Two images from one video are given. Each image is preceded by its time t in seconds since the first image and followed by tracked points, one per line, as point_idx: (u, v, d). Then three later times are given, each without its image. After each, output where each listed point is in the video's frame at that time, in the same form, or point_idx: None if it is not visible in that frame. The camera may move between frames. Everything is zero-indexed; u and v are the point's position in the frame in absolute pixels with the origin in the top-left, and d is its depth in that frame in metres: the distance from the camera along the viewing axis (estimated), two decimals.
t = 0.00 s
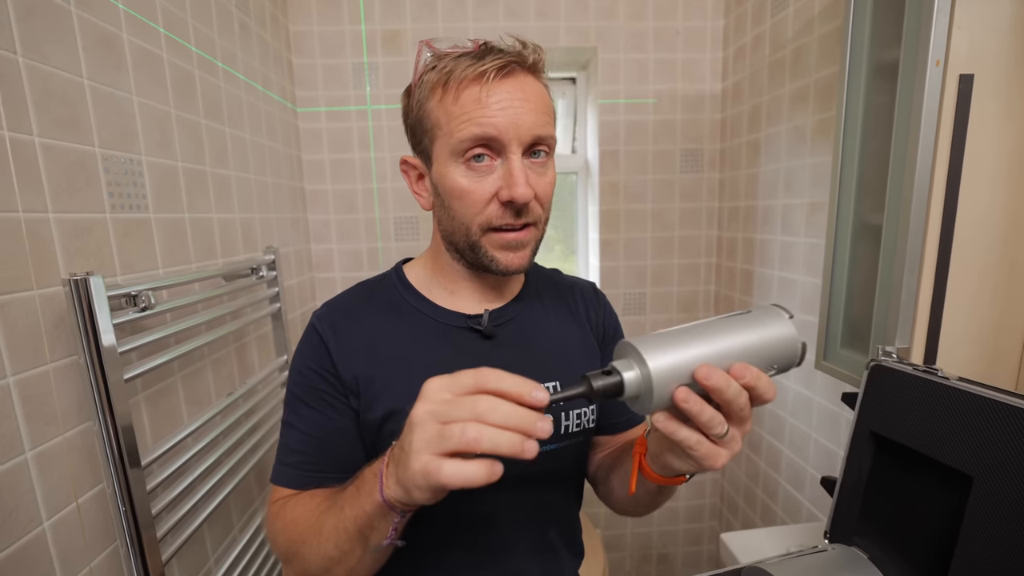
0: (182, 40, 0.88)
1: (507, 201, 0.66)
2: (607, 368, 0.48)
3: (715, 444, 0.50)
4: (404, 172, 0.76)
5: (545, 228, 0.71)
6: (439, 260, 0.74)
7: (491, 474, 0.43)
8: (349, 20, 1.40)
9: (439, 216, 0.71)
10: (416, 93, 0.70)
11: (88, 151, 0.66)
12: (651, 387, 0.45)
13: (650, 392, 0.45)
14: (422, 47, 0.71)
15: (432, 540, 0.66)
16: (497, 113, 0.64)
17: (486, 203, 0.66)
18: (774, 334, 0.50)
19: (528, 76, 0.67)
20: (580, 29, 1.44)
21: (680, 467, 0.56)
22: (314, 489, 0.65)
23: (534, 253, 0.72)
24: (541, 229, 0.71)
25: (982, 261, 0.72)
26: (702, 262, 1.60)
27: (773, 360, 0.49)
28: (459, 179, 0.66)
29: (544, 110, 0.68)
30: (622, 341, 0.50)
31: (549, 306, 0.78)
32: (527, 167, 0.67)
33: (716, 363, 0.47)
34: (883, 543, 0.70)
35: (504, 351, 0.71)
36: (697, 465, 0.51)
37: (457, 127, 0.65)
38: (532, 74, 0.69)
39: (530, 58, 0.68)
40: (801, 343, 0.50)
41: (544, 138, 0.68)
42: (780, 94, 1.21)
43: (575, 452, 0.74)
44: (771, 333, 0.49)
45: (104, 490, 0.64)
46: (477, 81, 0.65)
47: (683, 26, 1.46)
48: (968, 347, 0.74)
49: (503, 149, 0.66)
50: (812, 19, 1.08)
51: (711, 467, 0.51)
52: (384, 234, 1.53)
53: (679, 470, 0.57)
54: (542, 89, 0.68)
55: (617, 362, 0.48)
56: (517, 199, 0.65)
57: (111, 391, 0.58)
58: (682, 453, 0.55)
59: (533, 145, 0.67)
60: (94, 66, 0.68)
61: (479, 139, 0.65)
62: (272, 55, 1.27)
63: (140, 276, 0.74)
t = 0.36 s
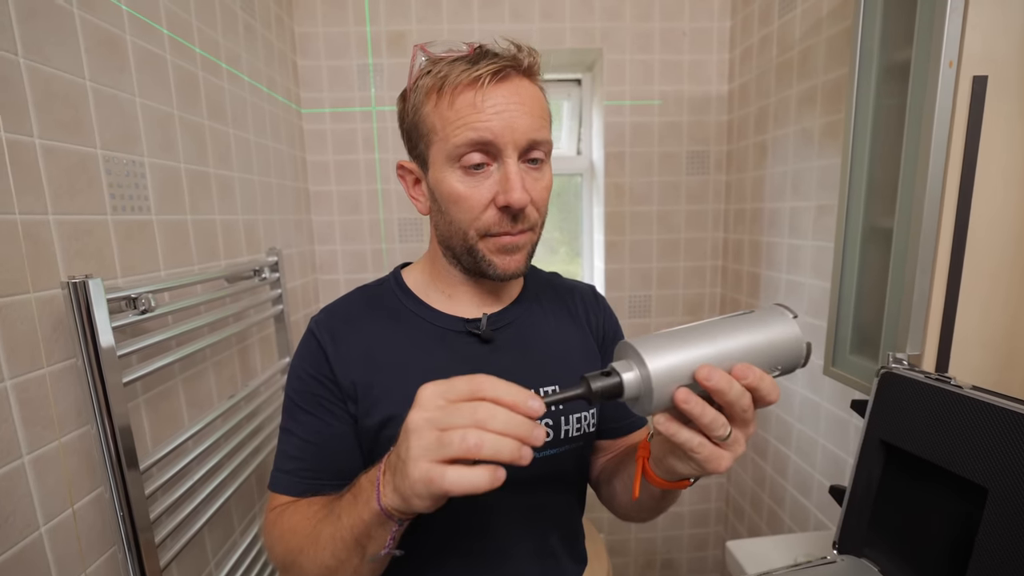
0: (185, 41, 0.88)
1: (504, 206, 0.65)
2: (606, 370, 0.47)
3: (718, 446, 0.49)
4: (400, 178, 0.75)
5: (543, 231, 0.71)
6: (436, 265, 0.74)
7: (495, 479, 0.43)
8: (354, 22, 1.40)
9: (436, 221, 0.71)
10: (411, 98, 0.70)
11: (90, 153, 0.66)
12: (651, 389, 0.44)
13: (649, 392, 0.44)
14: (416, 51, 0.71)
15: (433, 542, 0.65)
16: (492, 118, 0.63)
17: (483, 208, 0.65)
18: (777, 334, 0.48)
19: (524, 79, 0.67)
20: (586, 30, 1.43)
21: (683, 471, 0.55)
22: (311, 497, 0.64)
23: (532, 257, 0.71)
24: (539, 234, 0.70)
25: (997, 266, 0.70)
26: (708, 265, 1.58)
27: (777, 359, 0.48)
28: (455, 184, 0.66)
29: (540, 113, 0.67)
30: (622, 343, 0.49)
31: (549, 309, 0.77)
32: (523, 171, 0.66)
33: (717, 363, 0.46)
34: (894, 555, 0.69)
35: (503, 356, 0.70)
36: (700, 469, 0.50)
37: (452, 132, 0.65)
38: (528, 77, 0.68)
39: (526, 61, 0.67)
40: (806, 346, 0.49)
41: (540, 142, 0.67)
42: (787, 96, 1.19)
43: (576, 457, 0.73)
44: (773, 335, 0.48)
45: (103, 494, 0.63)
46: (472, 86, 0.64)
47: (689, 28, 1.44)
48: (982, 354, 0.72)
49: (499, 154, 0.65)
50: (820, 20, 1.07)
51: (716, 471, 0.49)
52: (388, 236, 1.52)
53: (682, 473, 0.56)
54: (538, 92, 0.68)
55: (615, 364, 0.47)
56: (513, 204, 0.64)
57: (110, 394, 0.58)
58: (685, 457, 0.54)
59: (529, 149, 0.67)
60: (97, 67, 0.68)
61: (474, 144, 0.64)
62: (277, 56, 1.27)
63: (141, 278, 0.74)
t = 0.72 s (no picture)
0: (188, 40, 0.88)
1: (501, 198, 0.64)
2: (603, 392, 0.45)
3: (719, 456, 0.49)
4: (399, 180, 0.75)
5: (542, 224, 0.70)
6: (438, 264, 0.73)
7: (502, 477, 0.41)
8: (358, 21, 1.40)
9: (436, 221, 0.70)
10: (405, 100, 0.70)
11: (90, 152, 0.65)
12: (651, 410, 0.43)
13: (652, 414, 0.43)
14: (408, 56, 0.71)
15: (433, 541, 0.65)
16: (484, 112, 0.63)
17: (481, 203, 0.65)
18: (770, 334, 0.48)
19: (514, 74, 0.66)
20: (591, 30, 1.42)
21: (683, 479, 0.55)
22: (321, 494, 0.64)
23: (533, 251, 0.70)
24: (539, 227, 0.69)
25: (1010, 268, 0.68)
26: (713, 266, 1.57)
27: (771, 360, 0.48)
28: (451, 181, 0.65)
29: (533, 107, 0.66)
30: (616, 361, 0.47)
31: (550, 310, 0.77)
32: (518, 164, 0.66)
33: (715, 376, 0.45)
34: (903, 562, 0.67)
35: (504, 358, 0.69)
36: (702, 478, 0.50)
37: (446, 129, 0.64)
38: (518, 71, 0.67)
39: (515, 55, 0.67)
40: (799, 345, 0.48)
41: (534, 134, 0.66)
42: (794, 96, 1.18)
43: (577, 460, 0.72)
44: (769, 337, 0.47)
45: (101, 495, 0.63)
46: (462, 82, 0.64)
47: (695, 28, 1.43)
48: (994, 359, 0.70)
49: (493, 148, 0.64)
50: (828, 19, 1.05)
51: (721, 479, 0.50)
52: (391, 236, 1.52)
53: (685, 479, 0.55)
54: (529, 85, 0.67)
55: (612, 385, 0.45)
56: (510, 196, 0.63)
57: (108, 393, 0.57)
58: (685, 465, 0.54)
59: (524, 141, 0.66)
60: (97, 66, 0.67)
61: (468, 140, 0.64)
62: (281, 56, 1.27)
63: (142, 278, 0.74)
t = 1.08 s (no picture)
0: (193, 41, 0.88)
1: (500, 204, 0.64)
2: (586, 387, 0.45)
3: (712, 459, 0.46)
4: (403, 183, 0.74)
5: (543, 228, 0.69)
6: (442, 267, 0.73)
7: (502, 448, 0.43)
8: (364, 22, 1.40)
9: (438, 224, 0.70)
10: (408, 103, 0.69)
11: (95, 153, 0.65)
12: (629, 408, 0.42)
13: (630, 412, 0.42)
14: (411, 59, 0.70)
15: (439, 544, 0.64)
16: (483, 117, 0.62)
17: (480, 208, 0.64)
18: (766, 335, 0.45)
19: (515, 78, 0.65)
20: (597, 30, 1.41)
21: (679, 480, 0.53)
22: (334, 497, 0.64)
23: (534, 255, 0.70)
24: (540, 231, 0.69)
25: None
26: (720, 268, 1.55)
27: (768, 364, 0.45)
28: (452, 186, 0.65)
29: (534, 110, 0.65)
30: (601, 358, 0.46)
31: (555, 312, 0.76)
32: (518, 168, 0.65)
33: (699, 375, 0.43)
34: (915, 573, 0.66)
35: (511, 360, 0.69)
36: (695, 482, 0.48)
37: (445, 134, 0.64)
38: (520, 74, 0.67)
39: (516, 59, 0.66)
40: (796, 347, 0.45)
41: (535, 138, 0.65)
42: (802, 96, 1.16)
43: (583, 463, 0.71)
44: (760, 337, 0.45)
45: (104, 496, 0.63)
46: (462, 87, 0.63)
47: (702, 27, 1.42)
48: (1010, 363, 0.68)
49: (493, 153, 0.64)
50: (837, 18, 1.04)
51: (710, 482, 0.47)
52: (396, 237, 1.52)
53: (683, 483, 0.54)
54: (530, 88, 0.66)
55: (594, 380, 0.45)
56: (509, 201, 0.63)
57: (110, 394, 0.57)
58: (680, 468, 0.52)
59: (524, 146, 0.65)
60: (103, 67, 0.68)
61: (467, 145, 0.63)
62: (286, 57, 1.27)
63: (146, 279, 0.74)
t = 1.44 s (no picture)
0: (196, 39, 0.88)
1: (504, 214, 0.63)
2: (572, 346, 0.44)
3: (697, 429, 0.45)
4: (406, 184, 0.74)
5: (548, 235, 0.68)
6: (444, 269, 0.72)
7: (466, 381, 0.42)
8: (368, 21, 1.39)
9: (440, 229, 0.69)
10: (411, 105, 0.68)
11: (96, 152, 0.65)
12: (613, 367, 0.41)
13: (615, 369, 0.41)
14: (415, 58, 0.70)
15: (439, 543, 0.64)
16: (487, 125, 0.61)
17: (483, 217, 0.64)
18: (759, 309, 0.44)
19: (521, 84, 0.64)
20: (602, 29, 1.40)
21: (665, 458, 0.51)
22: (334, 494, 0.63)
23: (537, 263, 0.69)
24: (543, 240, 0.68)
25: None
26: (726, 269, 1.54)
27: (760, 336, 0.44)
28: (455, 194, 0.64)
29: (539, 118, 0.64)
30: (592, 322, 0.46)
31: (558, 312, 0.75)
32: (522, 177, 0.64)
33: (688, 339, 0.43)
34: None
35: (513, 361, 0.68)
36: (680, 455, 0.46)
37: (449, 141, 0.63)
38: (526, 80, 0.65)
39: (523, 64, 0.64)
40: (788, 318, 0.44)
41: (540, 146, 0.64)
42: (810, 95, 1.15)
43: (586, 465, 0.70)
44: (753, 308, 0.44)
45: (104, 497, 0.63)
46: (466, 95, 0.62)
47: (709, 26, 1.40)
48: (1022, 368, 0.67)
49: (496, 162, 0.63)
50: (846, 16, 1.02)
51: (694, 456, 0.45)
52: (400, 236, 1.51)
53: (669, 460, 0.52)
54: (536, 96, 0.65)
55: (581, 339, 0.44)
56: (512, 212, 0.62)
57: (109, 394, 0.57)
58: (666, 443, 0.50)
59: (529, 154, 0.64)
60: (104, 66, 0.67)
61: (470, 153, 0.62)
62: (290, 56, 1.27)
63: (147, 278, 0.74)
